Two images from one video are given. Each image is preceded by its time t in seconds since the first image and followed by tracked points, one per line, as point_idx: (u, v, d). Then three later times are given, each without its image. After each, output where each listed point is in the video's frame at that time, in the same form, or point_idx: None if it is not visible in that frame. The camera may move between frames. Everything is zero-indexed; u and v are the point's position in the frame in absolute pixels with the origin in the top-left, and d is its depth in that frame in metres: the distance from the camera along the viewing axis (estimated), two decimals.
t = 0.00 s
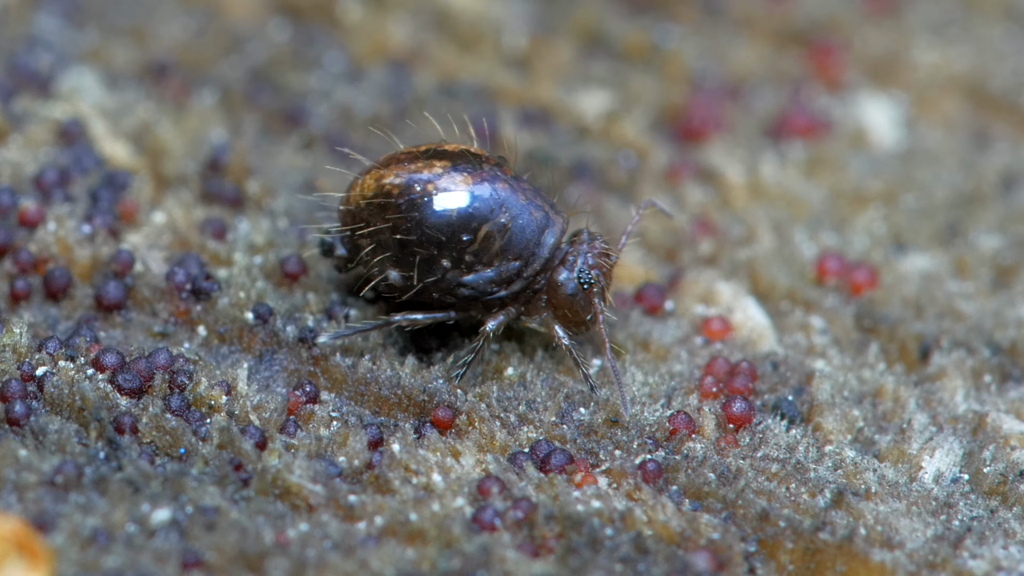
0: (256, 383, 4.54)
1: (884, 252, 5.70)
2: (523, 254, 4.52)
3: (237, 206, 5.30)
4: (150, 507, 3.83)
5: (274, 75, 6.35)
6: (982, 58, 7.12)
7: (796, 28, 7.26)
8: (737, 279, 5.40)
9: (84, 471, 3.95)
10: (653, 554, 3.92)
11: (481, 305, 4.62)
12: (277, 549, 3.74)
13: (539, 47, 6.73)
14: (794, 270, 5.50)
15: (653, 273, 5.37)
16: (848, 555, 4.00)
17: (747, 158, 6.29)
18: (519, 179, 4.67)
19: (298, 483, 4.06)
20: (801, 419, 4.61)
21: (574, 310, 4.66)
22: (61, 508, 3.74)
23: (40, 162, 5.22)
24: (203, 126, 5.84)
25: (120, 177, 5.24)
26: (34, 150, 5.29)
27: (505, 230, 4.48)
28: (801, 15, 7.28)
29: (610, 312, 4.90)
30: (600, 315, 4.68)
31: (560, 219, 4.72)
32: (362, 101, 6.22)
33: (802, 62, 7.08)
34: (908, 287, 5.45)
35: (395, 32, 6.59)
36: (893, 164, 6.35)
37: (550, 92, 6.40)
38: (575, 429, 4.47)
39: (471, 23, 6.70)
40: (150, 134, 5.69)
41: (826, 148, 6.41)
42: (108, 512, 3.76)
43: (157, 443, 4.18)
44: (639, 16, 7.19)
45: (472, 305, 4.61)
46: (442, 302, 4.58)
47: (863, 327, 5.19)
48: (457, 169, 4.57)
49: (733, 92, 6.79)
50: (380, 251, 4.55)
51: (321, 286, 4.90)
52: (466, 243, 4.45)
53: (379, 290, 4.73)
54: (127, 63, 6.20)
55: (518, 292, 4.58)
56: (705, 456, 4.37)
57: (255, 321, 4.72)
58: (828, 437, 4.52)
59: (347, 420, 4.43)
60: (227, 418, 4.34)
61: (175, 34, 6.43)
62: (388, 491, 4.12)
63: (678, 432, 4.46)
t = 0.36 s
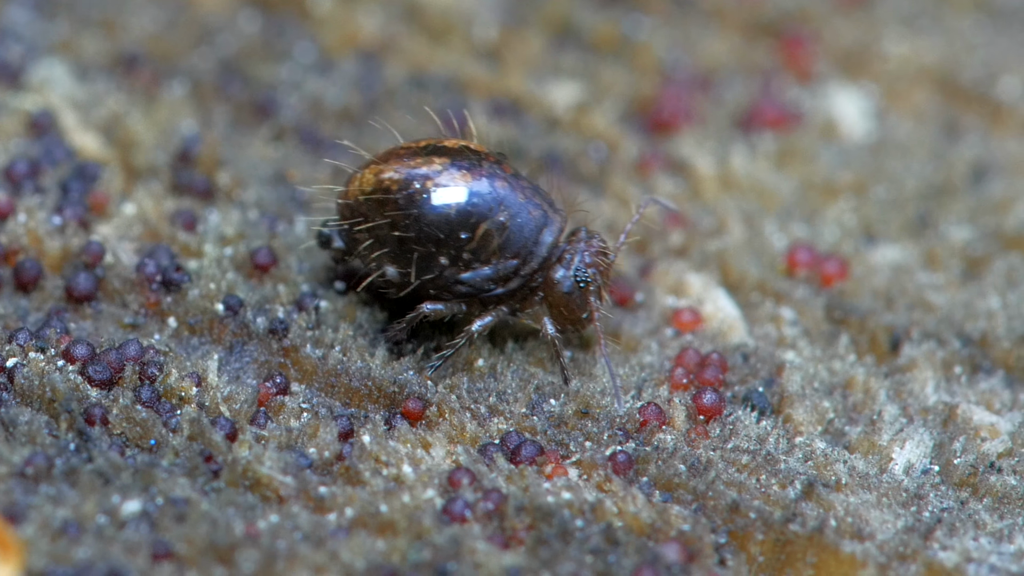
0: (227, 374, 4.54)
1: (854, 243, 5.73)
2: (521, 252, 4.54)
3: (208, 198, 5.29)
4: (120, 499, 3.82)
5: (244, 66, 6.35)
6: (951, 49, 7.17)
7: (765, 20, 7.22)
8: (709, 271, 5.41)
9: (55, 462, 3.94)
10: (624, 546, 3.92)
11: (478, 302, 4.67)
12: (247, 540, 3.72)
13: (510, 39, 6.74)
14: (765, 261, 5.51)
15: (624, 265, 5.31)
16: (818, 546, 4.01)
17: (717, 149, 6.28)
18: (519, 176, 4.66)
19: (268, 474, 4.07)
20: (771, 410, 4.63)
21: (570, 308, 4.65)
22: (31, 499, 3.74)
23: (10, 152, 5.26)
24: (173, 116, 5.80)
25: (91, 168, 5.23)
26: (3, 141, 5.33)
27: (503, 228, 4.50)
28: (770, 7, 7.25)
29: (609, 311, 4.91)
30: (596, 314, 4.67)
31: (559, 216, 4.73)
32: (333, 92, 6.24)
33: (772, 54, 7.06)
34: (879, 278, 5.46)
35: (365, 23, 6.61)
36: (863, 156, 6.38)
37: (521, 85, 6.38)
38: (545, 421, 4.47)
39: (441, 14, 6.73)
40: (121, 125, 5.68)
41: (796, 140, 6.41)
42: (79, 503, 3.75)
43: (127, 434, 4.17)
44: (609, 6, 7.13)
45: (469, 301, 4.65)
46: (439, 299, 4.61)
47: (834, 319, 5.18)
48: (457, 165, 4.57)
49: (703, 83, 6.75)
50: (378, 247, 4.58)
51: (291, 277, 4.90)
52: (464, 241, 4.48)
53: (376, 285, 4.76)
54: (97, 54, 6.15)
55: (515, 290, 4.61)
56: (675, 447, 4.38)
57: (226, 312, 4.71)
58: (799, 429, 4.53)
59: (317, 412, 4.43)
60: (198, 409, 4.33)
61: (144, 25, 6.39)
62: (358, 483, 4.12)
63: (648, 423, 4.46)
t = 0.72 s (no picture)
0: (199, 366, 4.54)
1: (826, 235, 5.77)
2: (525, 250, 4.56)
3: (180, 189, 5.31)
4: (93, 491, 3.82)
5: (216, 57, 6.36)
6: (924, 42, 7.20)
7: (738, 12, 7.32)
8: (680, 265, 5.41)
9: (27, 454, 3.94)
10: (596, 538, 3.91)
11: (482, 302, 4.66)
12: (219, 533, 3.71)
13: (482, 30, 6.78)
14: (737, 253, 5.55)
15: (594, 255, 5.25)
16: (790, 539, 4.01)
17: (690, 141, 6.32)
18: (521, 175, 4.70)
19: (240, 466, 4.05)
20: (743, 402, 4.63)
21: (575, 306, 4.66)
22: (4, 492, 3.74)
23: None
24: (146, 108, 5.80)
25: (63, 160, 5.23)
26: None
27: (506, 227, 4.52)
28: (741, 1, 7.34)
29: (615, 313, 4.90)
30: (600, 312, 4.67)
31: (561, 215, 4.75)
32: (305, 84, 6.24)
33: (744, 47, 7.12)
34: (851, 270, 5.53)
35: (338, 15, 6.66)
36: (836, 148, 6.43)
37: (493, 76, 6.42)
38: (518, 412, 4.48)
39: (414, 8, 6.80)
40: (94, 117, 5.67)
41: (768, 132, 6.46)
42: (51, 495, 3.75)
43: (99, 426, 4.17)
44: None
45: (473, 302, 4.64)
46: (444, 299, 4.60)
47: (806, 310, 5.23)
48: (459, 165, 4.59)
49: (676, 76, 6.80)
50: (382, 247, 4.59)
51: (263, 269, 4.92)
52: (468, 240, 4.49)
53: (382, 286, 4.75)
54: (69, 46, 6.16)
55: (520, 288, 4.62)
56: (647, 439, 4.39)
57: (198, 304, 4.71)
58: (771, 421, 4.53)
59: (290, 404, 4.42)
60: (170, 401, 4.32)
61: (117, 18, 6.42)
62: (330, 475, 4.11)
63: (620, 415, 4.46)
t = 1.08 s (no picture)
0: (174, 359, 4.53)
1: (801, 228, 5.85)
2: (521, 251, 4.49)
3: (155, 181, 5.32)
4: (67, 484, 3.82)
5: (191, 50, 6.38)
6: (898, 34, 7.23)
7: (712, 5, 7.32)
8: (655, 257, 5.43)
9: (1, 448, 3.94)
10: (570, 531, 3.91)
11: (475, 301, 4.62)
12: (194, 525, 3.69)
13: (456, 23, 6.79)
14: (712, 246, 5.60)
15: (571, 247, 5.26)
16: (765, 532, 4.01)
17: (664, 134, 6.38)
18: (523, 177, 4.64)
19: (215, 459, 4.04)
20: (718, 395, 4.65)
21: (568, 310, 4.64)
22: None
23: None
24: (121, 101, 5.81)
25: (38, 153, 5.24)
26: None
27: (503, 226, 4.45)
28: None
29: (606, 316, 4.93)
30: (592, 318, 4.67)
31: (561, 219, 4.69)
32: (281, 77, 6.30)
33: (719, 39, 7.14)
34: (826, 263, 5.57)
35: (313, 7, 6.65)
36: (810, 140, 6.48)
37: (467, 68, 6.43)
38: (492, 406, 4.48)
39: None
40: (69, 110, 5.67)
41: (742, 124, 6.51)
42: (25, 488, 3.76)
43: (74, 419, 4.16)
44: None
45: (467, 301, 4.59)
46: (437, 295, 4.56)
47: (780, 304, 5.29)
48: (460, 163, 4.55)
49: (650, 69, 6.85)
50: (378, 240, 4.56)
51: (238, 262, 4.93)
52: (463, 237, 4.43)
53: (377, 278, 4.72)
54: (44, 39, 6.16)
55: (514, 289, 4.58)
56: (622, 432, 4.38)
57: (173, 297, 4.71)
58: (745, 414, 4.55)
59: (264, 397, 4.42)
60: (145, 394, 4.31)
61: (92, 10, 6.43)
62: (305, 468, 4.11)
63: (595, 408, 4.46)
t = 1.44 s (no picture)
0: (153, 353, 4.53)
1: (780, 222, 5.89)
2: (525, 254, 4.50)
3: (133, 175, 5.33)
4: (46, 478, 3.80)
5: (169, 43, 6.37)
6: (877, 28, 7.28)
7: None
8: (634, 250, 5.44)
9: None
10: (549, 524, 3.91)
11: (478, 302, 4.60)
12: (173, 519, 3.67)
13: (435, 17, 6.80)
14: (690, 239, 5.64)
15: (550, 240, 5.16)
16: (744, 525, 4.00)
17: (643, 128, 6.41)
18: (534, 181, 4.66)
19: (194, 453, 4.02)
20: (697, 388, 4.65)
21: (569, 318, 4.56)
22: None
23: None
24: (99, 95, 5.81)
25: (17, 147, 5.24)
26: None
27: (509, 228, 4.47)
28: None
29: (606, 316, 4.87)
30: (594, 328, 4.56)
31: (569, 226, 4.69)
32: (258, 70, 6.32)
33: (698, 33, 7.15)
34: (804, 257, 5.62)
35: (291, 2, 6.68)
36: (789, 134, 6.51)
37: (446, 62, 6.46)
38: (471, 399, 4.48)
39: None
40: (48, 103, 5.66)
41: (721, 119, 6.54)
42: (4, 483, 3.75)
43: (53, 413, 4.16)
44: None
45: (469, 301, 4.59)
46: (439, 292, 4.56)
47: (759, 298, 5.31)
48: (472, 162, 4.58)
49: (629, 62, 6.88)
50: (384, 233, 4.59)
51: (217, 256, 4.93)
52: (468, 235, 4.44)
53: (381, 273, 4.74)
54: (22, 33, 6.14)
55: (517, 292, 4.56)
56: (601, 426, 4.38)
57: (152, 291, 4.72)
58: (724, 407, 4.55)
59: (243, 390, 4.42)
60: (123, 387, 4.31)
61: (70, 5, 6.42)
62: (284, 461, 4.09)
63: (574, 401, 4.48)
